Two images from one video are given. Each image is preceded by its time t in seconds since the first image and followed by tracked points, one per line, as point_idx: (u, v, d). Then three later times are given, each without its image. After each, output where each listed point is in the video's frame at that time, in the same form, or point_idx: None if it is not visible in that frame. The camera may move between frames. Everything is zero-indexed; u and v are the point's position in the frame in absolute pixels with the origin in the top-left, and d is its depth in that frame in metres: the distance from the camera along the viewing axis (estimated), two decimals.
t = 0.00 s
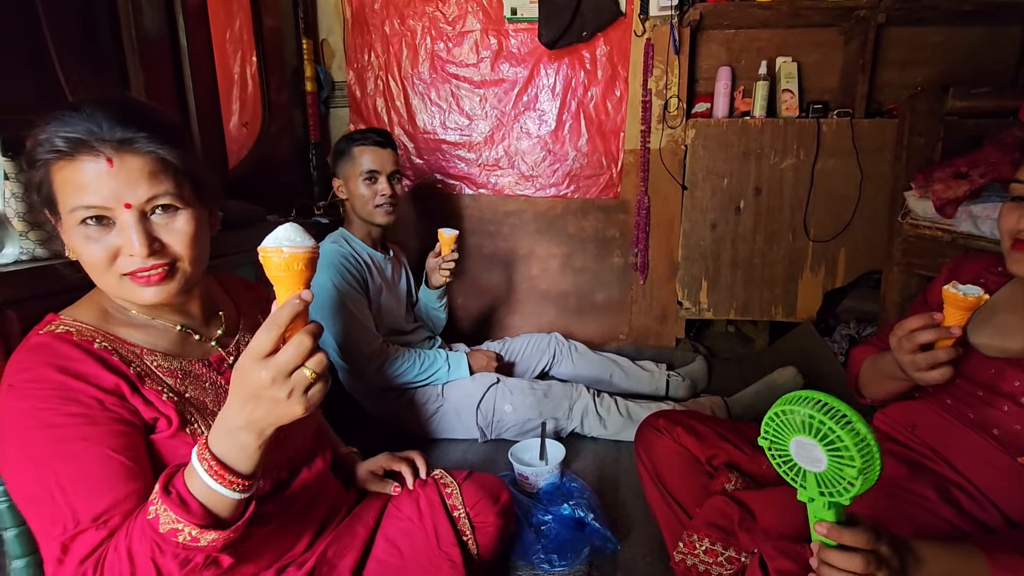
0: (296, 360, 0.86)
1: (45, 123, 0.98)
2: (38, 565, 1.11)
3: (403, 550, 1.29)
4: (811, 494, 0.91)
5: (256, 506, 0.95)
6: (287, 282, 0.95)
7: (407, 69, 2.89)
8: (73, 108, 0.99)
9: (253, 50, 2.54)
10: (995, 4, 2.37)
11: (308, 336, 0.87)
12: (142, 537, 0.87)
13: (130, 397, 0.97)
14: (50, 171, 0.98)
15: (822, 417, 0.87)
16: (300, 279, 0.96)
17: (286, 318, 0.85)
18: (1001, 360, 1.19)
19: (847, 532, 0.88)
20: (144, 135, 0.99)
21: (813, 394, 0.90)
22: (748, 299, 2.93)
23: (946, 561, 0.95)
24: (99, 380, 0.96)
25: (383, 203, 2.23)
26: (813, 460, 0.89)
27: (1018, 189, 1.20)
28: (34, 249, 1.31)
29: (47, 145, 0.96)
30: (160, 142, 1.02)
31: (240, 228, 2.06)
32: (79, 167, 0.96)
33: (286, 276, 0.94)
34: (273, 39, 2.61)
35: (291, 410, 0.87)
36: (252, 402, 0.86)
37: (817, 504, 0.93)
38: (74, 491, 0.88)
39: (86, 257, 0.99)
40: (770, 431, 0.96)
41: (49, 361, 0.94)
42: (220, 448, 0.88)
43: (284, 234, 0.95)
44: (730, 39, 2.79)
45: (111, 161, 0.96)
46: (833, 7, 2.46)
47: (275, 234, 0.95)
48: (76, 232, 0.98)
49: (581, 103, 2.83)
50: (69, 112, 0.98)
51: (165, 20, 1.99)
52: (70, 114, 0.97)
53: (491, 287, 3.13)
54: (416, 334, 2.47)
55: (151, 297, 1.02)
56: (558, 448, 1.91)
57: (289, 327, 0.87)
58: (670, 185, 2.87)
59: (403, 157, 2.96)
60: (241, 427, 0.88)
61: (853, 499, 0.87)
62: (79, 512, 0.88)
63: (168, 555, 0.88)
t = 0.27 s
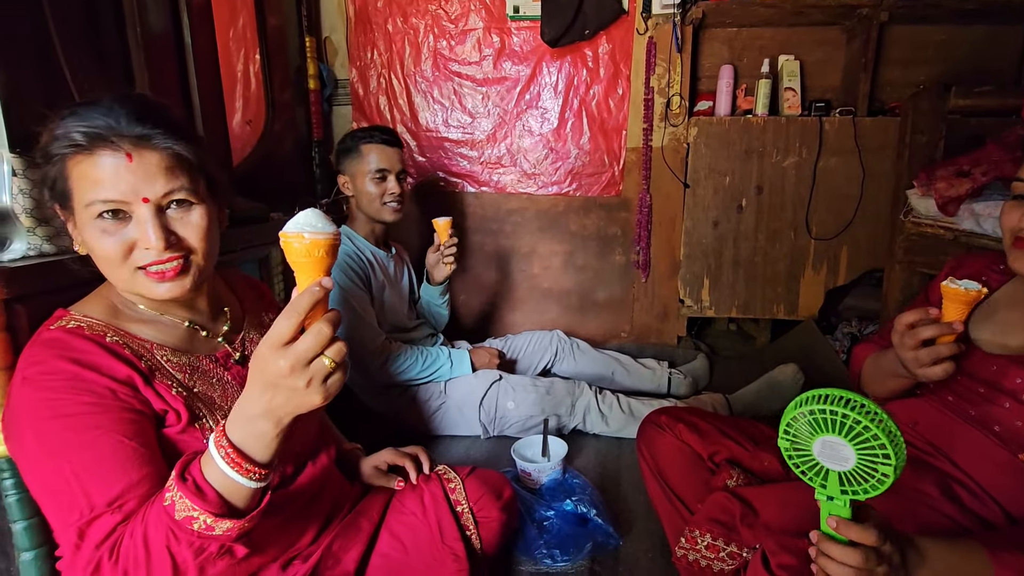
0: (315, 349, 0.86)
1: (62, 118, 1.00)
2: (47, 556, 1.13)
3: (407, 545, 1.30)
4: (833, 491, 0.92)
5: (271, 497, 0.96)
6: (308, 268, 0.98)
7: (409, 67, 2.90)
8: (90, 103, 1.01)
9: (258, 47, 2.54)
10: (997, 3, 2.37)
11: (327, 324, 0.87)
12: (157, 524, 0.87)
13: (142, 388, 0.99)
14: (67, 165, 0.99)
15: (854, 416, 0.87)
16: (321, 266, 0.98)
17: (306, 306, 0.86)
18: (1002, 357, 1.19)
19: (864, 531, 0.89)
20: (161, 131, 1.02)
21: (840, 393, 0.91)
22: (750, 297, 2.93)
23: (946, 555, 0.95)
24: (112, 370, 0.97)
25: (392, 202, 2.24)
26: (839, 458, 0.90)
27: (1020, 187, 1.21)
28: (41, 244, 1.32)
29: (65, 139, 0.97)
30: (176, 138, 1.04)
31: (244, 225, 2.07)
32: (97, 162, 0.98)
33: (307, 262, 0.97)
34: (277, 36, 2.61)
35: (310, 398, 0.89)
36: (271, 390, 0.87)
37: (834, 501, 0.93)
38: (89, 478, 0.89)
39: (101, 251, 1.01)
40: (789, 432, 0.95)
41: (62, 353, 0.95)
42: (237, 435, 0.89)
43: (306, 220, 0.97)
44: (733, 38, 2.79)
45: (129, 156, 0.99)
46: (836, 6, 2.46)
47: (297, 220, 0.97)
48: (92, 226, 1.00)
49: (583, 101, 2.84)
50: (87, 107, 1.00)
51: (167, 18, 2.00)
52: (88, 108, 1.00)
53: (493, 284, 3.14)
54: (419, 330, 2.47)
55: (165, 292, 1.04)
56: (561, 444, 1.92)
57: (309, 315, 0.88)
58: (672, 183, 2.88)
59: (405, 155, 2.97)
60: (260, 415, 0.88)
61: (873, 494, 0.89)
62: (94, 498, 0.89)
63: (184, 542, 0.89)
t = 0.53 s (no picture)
0: (321, 350, 0.87)
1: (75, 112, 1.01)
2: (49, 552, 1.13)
3: (408, 542, 1.31)
4: (830, 482, 0.93)
5: (274, 495, 0.96)
6: (314, 269, 0.98)
7: (410, 65, 2.90)
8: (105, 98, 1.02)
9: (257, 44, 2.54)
10: (998, 2, 2.37)
11: (333, 326, 0.87)
12: (162, 521, 0.88)
13: (145, 385, 0.99)
14: (80, 158, 0.98)
15: (850, 405, 0.88)
16: (327, 267, 0.98)
17: (312, 307, 0.85)
18: (1002, 355, 1.19)
19: (859, 522, 0.90)
20: (176, 128, 1.03)
21: (844, 385, 0.91)
22: (750, 295, 2.94)
23: (947, 553, 0.96)
24: (115, 368, 0.97)
25: (391, 199, 2.24)
26: (836, 449, 0.90)
27: (1020, 186, 1.21)
28: (42, 241, 1.33)
29: (79, 131, 0.98)
30: (189, 135, 1.06)
31: (245, 223, 2.07)
32: (112, 155, 0.98)
33: (314, 264, 0.97)
34: (277, 34, 2.61)
35: (316, 399, 0.89)
36: (276, 391, 0.87)
37: (832, 492, 0.94)
38: (92, 474, 0.89)
39: (109, 244, 1.00)
40: (791, 420, 0.96)
41: (65, 350, 0.95)
42: (242, 434, 0.89)
43: (314, 222, 0.98)
44: (734, 36, 2.79)
45: (145, 151, 0.99)
46: (838, 4, 2.46)
47: (304, 222, 0.98)
48: (101, 219, 0.99)
49: (584, 99, 2.84)
50: (102, 101, 1.01)
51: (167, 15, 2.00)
52: (103, 103, 1.00)
53: (493, 283, 3.14)
54: (419, 328, 2.47)
55: (174, 287, 1.05)
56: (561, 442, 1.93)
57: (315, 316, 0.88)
58: (672, 181, 2.87)
59: (406, 153, 2.97)
60: (265, 413, 0.88)
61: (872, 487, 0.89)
62: (97, 494, 0.89)
63: (187, 540, 0.89)
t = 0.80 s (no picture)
0: (322, 357, 0.87)
1: (106, 108, 1.01)
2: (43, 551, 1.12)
3: (406, 542, 1.31)
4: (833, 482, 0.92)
5: (269, 499, 0.96)
6: (318, 277, 0.98)
7: (408, 63, 2.89)
8: (137, 96, 1.04)
9: (254, 42, 2.48)
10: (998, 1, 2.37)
11: (335, 333, 0.88)
12: (156, 524, 0.87)
13: (142, 384, 0.98)
14: (118, 154, 0.99)
15: (856, 406, 0.88)
16: (330, 275, 0.99)
17: (315, 313, 0.86)
18: (999, 354, 1.19)
19: (859, 523, 0.89)
20: (209, 128, 1.07)
21: (850, 386, 0.91)
22: (748, 294, 2.94)
23: (944, 551, 0.96)
24: (113, 366, 0.97)
25: (385, 196, 2.23)
26: (839, 448, 0.90)
27: (1017, 186, 1.21)
28: (38, 239, 1.34)
29: (117, 126, 0.99)
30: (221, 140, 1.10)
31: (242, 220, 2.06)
32: (153, 154, 1.00)
33: (317, 271, 0.97)
34: (275, 31, 2.60)
35: (316, 406, 0.88)
36: (276, 397, 0.87)
37: (833, 492, 0.94)
38: (87, 474, 0.88)
39: (137, 238, 1.01)
40: (795, 418, 0.96)
41: (63, 348, 0.94)
42: (240, 439, 0.89)
43: (317, 230, 0.98)
44: (733, 34, 2.79)
45: (185, 152, 1.02)
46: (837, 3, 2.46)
47: (308, 229, 0.98)
48: (131, 213, 1.00)
49: (583, 97, 2.83)
50: (136, 98, 1.03)
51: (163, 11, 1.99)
52: (138, 100, 1.02)
53: (491, 281, 3.14)
54: (418, 327, 2.46)
55: (194, 285, 1.07)
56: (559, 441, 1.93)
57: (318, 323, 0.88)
58: (671, 180, 2.87)
59: (404, 151, 2.96)
60: (264, 419, 0.88)
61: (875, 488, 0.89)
62: (91, 495, 0.89)
63: (182, 544, 0.89)
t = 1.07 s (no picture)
0: (315, 359, 0.87)
1: (135, 103, 1.02)
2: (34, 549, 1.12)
3: (399, 540, 1.30)
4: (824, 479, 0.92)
5: (260, 500, 0.95)
6: (309, 279, 0.97)
7: (404, 59, 2.88)
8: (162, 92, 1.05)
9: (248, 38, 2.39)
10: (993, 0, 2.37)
11: (328, 334, 0.88)
12: (143, 527, 0.87)
13: (132, 383, 0.98)
14: (153, 148, 1.00)
15: (845, 402, 0.88)
16: (322, 277, 0.98)
17: (308, 316, 0.86)
18: (993, 351, 1.19)
19: (851, 520, 0.90)
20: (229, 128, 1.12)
21: (843, 383, 0.92)
22: (743, 292, 2.94)
23: (934, 549, 0.96)
24: (103, 365, 0.96)
25: (390, 194, 2.24)
26: (830, 446, 0.90)
27: (1011, 185, 1.21)
28: (28, 235, 1.32)
29: (152, 122, 1.00)
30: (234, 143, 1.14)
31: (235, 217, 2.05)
32: (189, 152, 1.02)
33: (309, 273, 0.96)
34: (269, 26, 2.59)
35: (309, 407, 0.88)
36: (268, 399, 0.86)
37: (823, 488, 0.94)
38: (74, 476, 0.88)
39: (162, 233, 1.01)
40: (787, 416, 0.96)
41: (52, 346, 0.93)
42: (228, 441, 0.88)
43: (310, 232, 0.97)
44: (729, 32, 2.79)
45: (216, 153, 1.05)
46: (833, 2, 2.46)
47: (301, 231, 0.97)
48: (158, 207, 1.00)
49: (578, 95, 2.83)
50: (163, 95, 1.04)
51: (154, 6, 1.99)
52: (166, 97, 1.04)
53: (487, 279, 3.13)
54: (412, 325, 2.46)
55: (210, 280, 1.08)
56: (554, 438, 1.93)
57: (311, 326, 0.88)
58: (667, 178, 2.87)
59: (399, 148, 2.95)
60: (254, 421, 0.87)
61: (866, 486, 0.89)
62: (78, 496, 0.88)
63: (170, 547, 0.88)
